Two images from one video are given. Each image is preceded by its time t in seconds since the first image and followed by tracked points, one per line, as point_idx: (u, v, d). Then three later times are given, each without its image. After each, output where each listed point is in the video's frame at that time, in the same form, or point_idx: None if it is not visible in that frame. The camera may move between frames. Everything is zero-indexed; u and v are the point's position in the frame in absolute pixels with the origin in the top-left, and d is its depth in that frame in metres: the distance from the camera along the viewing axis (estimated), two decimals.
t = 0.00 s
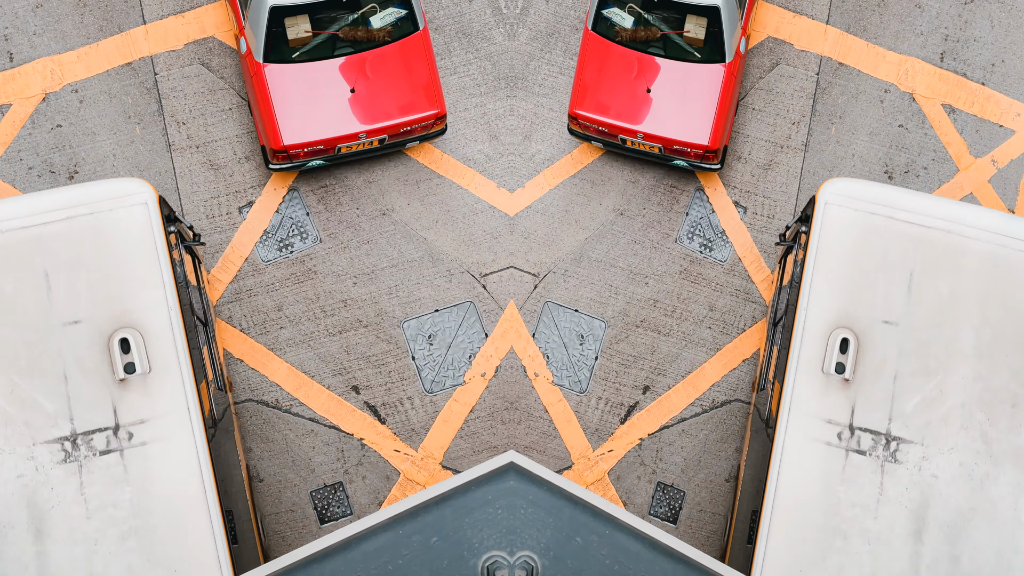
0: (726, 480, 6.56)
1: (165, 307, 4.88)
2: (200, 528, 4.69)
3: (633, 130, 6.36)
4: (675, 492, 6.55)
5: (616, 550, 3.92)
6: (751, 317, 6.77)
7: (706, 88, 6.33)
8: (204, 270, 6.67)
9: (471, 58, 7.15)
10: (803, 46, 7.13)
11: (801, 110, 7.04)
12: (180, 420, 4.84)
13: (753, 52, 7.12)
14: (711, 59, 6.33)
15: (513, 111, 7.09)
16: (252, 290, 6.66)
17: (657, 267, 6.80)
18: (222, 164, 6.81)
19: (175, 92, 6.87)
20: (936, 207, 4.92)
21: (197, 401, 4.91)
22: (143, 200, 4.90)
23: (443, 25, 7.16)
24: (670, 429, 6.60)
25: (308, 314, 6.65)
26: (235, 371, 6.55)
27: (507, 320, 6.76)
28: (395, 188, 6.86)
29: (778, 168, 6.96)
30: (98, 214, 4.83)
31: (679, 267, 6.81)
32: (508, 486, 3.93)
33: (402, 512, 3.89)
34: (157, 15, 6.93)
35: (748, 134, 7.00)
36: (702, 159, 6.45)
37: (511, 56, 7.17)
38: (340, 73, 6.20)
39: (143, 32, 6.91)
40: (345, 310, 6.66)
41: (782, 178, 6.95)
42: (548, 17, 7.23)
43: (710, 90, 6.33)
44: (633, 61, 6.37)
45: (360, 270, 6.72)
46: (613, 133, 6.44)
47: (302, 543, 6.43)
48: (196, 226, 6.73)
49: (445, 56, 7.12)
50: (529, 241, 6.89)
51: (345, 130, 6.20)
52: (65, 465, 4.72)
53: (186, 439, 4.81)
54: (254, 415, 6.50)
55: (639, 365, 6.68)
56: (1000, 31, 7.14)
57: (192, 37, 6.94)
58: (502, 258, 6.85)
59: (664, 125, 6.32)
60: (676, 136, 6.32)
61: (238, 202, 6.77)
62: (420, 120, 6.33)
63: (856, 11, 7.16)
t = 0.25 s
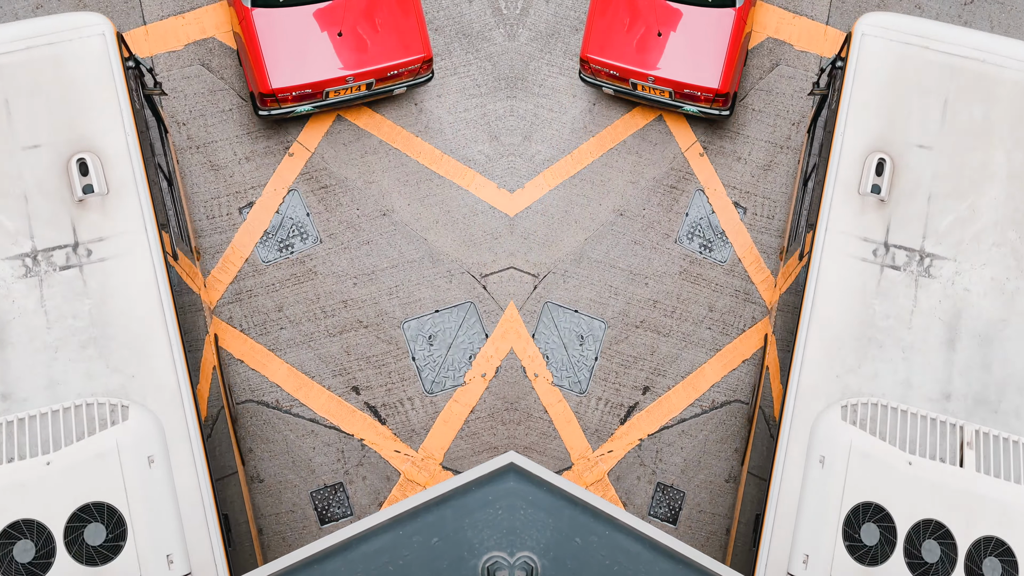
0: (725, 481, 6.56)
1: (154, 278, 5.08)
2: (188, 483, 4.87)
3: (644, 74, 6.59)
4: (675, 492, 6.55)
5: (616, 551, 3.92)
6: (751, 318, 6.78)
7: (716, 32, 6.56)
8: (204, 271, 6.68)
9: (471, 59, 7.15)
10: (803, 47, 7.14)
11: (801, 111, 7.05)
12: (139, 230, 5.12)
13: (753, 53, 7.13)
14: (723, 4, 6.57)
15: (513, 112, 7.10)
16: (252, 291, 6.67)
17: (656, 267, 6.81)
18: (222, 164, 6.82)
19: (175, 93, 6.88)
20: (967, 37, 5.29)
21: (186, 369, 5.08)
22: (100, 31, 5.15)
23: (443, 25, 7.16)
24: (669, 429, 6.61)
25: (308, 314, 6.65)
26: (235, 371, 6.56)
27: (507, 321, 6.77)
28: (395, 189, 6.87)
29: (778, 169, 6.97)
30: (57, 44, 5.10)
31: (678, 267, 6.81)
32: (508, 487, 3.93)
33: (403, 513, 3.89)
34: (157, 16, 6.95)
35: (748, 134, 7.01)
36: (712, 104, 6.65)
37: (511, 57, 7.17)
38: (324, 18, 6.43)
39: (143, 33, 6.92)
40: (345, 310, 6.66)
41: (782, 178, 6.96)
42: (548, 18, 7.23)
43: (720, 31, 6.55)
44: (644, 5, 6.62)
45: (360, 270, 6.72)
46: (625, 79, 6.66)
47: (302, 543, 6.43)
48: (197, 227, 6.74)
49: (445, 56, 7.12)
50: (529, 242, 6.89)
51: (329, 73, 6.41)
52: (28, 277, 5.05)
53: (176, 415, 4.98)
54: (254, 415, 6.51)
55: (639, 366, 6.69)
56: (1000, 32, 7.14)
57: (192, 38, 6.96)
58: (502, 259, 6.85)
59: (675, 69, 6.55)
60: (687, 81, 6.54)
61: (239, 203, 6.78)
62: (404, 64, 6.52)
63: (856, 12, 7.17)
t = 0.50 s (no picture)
0: (725, 481, 6.57)
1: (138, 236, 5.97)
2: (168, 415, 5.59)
3: (654, 28, 6.66)
4: (675, 492, 6.55)
5: (615, 552, 3.93)
6: (751, 318, 6.79)
7: None
8: (205, 272, 6.70)
9: (472, 60, 7.16)
10: (802, 48, 7.16)
11: (801, 112, 7.06)
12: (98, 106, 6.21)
13: (753, 53, 7.14)
14: None
15: (513, 113, 7.11)
16: (252, 291, 6.68)
17: (656, 268, 6.81)
18: (223, 165, 6.83)
19: (176, 93, 6.92)
20: None
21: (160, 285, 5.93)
22: None
23: (443, 26, 7.16)
24: (669, 430, 6.61)
25: (308, 315, 6.65)
26: (235, 372, 6.58)
27: (507, 322, 6.77)
28: (395, 189, 6.87)
29: (778, 170, 6.97)
30: None
31: (678, 268, 6.82)
32: (509, 487, 3.93)
33: (403, 513, 3.89)
34: (158, 18, 6.99)
35: (748, 135, 7.02)
36: (721, 59, 6.72)
37: (511, 57, 7.18)
38: None
39: (144, 34, 6.95)
40: (345, 311, 6.66)
41: (782, 179, 6.96)
42: (548, 18, 7.23)
43: None
44: None
45: (361, 271, 6.72)
46: (635, 33, 6.74)
47: (302, 544, 6.43)
48: (197, 228, 6.76)
49: (445, 57, 7.13)
50: (529, 243, 6.89)
51: (319, 27, 6.47)
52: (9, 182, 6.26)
53: (154, 331, 5.77)
54: (255, 416, 6.52)
55: (638, 366, 6.69)
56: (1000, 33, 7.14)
57: (193, 39, 6.99)
58: (502, 259, 6.86)
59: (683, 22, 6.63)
60: (695, 34, 6.62)
61: (239, 203, 6.79)
62: (395, 19, 6.60)
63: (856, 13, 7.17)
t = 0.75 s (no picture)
0: (725, 482, 6.57)
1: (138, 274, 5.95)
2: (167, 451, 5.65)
3: None
4: (675, 493, 6.56)
5: (615, 553, 3.93)
6: (751, 319, 6.79)
7: None
8: (205, 272, 6.70)
9: (472, 60, 7.17)
10: (802, 49, 7.17)
11: (800, 112, 7.07)
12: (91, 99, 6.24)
13: (752, 54, 7.15)
14: None
15: (513, 113, 7.11)
16: (253, 292, 6.68)
17: (656, 268, 6.82)
18: (223, 166, 6.83)
19: (176, 94, 6.91)
20: None
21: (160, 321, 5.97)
22: None
23: (443, 27, 7.17)
24: (669, 430, 6.61)
25: (309, 316, 6.65)
26: (236, 373, 6.58)
27: (508, 323, 6.77)
28: (396, 190, 6.87)
29: (778, 170, 6.98)
30: None
31: (678, 268, 6.82)
32: (509, 488, 3.94)
33: (403, 514, 3.90)
34: (158, 19, 6.99)
35: (747, 136, 7.02)
36: (731, 12, 6.91)
37: (511, 58, 7.18)
38: None
39: (144, 34, 6.96)
40: (345, 311, 6.67)
41: (782, 180, 6.97)
42: (548, 19, 7.24)
43: None
44: None
45: (361, 272, 6.72)
46: None
47: (302, 545, 6.43)
48: (197, 228, 6.76)
49: (445, 58, 7.13)
50: (529, 243, 6.90)
51: None
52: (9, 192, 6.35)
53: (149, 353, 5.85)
54: (255, 416, 6.52)
55: (638, 366, 6.69)
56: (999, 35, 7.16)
57: (193, 39, 6.99)
58: (502, 260, 6.86)
59: None
60: None
61: (240, 204, 6.79)
62: None
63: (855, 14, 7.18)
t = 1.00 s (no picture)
0: (724, 483, 6.58)
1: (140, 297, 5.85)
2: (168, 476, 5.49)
3: None
4: (674, 493, 6.56)
5: (614, 553, 3.93)
6: (751, 319, 6.80)
7: None
8: (205, 273, 6.70)
9: (472, 61, 7.17)
10: (802, 49, 7.17)
11: (800, 113, 7.07)
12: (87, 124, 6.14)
13: (752, 55, 7.15)
14: None
15: (513, 114, 7.11)
16: (253, 292, 6.68)
17: (656, 268, 6.82)
18: (223, 166, 6.83)
19: (176, 94, 6.91)
20: None
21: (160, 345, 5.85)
22: None
23: (443, 27, 7.16)
24: (669, 431, 6.62)
25: (309, 316, 6.66)
26: (236, 373, 6.58)
27: (508, 323, 6.78)
28: (396, 190, 6.88)
29: (778, 171, 6.98)
30: None
31: (678, 269, 6.83)
32: (509, 488, 3.94)
33: (404, 514, 3.91)
34: (159, 19, 6.99)
35: (747, 136, 7.03)
36: None
37: (511, 58, 7.18)
38: None
39: (144, 35, 6.96)
40: (345, 312, 6.67)
41: (782, 180, 6.97)
42: (548, 19, 7.24)
43: None
44: None
45: (361, 272, 6.73)
46: None
47: (302, 546, 6.44)
48: (198, 228, 6.76)
49: (445, 58, 7.13)
50: (529, 244, 6.90)
51: None
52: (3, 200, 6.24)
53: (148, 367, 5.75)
54: (256, 417, 6.52)
55: (638, 367, 6.70)
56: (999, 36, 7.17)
57: (193, 40, 6.98)
58: (503, 260, 6.86)
59: None
60: None
61: (240, 204, 6.79)
62: None
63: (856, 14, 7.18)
